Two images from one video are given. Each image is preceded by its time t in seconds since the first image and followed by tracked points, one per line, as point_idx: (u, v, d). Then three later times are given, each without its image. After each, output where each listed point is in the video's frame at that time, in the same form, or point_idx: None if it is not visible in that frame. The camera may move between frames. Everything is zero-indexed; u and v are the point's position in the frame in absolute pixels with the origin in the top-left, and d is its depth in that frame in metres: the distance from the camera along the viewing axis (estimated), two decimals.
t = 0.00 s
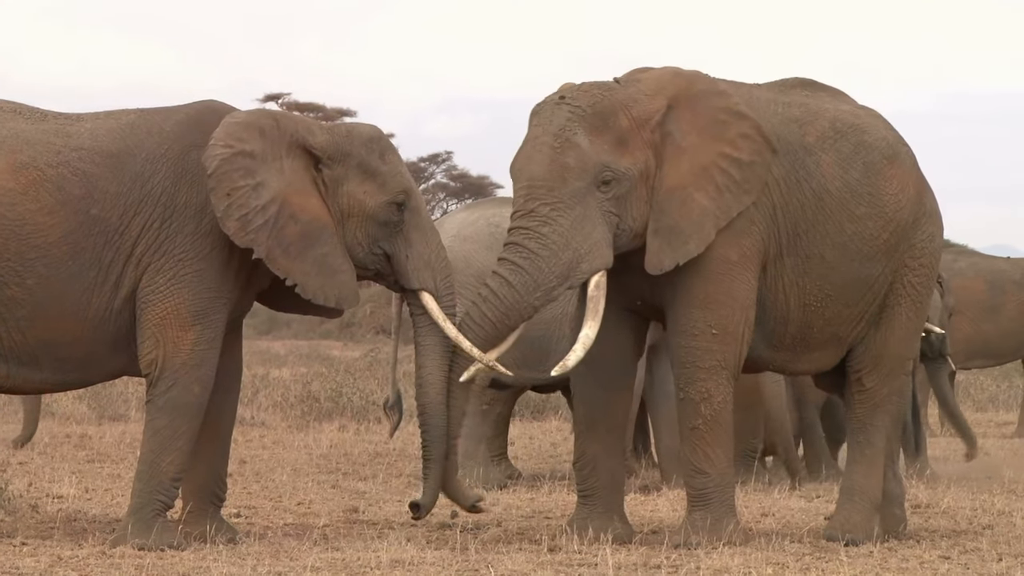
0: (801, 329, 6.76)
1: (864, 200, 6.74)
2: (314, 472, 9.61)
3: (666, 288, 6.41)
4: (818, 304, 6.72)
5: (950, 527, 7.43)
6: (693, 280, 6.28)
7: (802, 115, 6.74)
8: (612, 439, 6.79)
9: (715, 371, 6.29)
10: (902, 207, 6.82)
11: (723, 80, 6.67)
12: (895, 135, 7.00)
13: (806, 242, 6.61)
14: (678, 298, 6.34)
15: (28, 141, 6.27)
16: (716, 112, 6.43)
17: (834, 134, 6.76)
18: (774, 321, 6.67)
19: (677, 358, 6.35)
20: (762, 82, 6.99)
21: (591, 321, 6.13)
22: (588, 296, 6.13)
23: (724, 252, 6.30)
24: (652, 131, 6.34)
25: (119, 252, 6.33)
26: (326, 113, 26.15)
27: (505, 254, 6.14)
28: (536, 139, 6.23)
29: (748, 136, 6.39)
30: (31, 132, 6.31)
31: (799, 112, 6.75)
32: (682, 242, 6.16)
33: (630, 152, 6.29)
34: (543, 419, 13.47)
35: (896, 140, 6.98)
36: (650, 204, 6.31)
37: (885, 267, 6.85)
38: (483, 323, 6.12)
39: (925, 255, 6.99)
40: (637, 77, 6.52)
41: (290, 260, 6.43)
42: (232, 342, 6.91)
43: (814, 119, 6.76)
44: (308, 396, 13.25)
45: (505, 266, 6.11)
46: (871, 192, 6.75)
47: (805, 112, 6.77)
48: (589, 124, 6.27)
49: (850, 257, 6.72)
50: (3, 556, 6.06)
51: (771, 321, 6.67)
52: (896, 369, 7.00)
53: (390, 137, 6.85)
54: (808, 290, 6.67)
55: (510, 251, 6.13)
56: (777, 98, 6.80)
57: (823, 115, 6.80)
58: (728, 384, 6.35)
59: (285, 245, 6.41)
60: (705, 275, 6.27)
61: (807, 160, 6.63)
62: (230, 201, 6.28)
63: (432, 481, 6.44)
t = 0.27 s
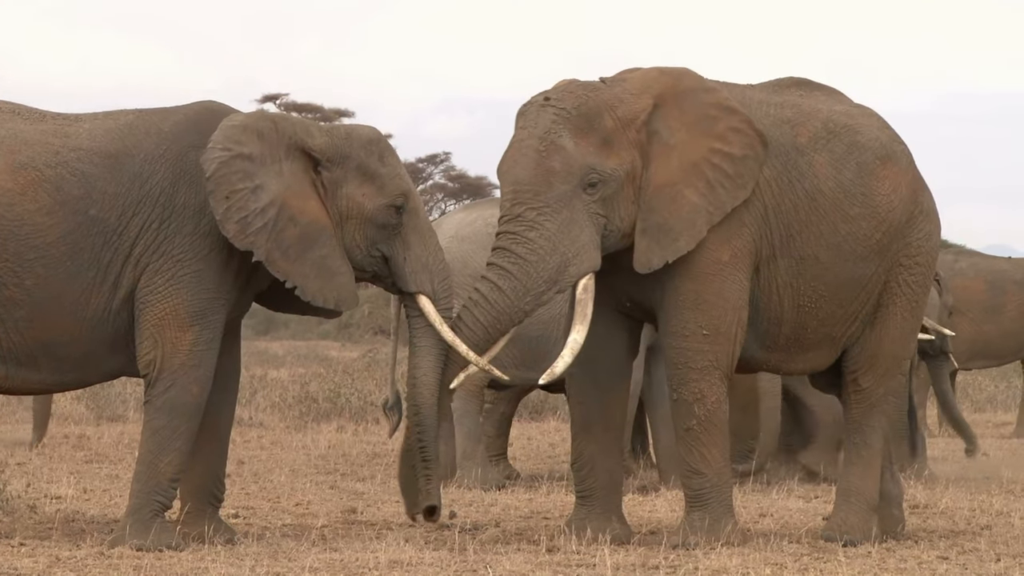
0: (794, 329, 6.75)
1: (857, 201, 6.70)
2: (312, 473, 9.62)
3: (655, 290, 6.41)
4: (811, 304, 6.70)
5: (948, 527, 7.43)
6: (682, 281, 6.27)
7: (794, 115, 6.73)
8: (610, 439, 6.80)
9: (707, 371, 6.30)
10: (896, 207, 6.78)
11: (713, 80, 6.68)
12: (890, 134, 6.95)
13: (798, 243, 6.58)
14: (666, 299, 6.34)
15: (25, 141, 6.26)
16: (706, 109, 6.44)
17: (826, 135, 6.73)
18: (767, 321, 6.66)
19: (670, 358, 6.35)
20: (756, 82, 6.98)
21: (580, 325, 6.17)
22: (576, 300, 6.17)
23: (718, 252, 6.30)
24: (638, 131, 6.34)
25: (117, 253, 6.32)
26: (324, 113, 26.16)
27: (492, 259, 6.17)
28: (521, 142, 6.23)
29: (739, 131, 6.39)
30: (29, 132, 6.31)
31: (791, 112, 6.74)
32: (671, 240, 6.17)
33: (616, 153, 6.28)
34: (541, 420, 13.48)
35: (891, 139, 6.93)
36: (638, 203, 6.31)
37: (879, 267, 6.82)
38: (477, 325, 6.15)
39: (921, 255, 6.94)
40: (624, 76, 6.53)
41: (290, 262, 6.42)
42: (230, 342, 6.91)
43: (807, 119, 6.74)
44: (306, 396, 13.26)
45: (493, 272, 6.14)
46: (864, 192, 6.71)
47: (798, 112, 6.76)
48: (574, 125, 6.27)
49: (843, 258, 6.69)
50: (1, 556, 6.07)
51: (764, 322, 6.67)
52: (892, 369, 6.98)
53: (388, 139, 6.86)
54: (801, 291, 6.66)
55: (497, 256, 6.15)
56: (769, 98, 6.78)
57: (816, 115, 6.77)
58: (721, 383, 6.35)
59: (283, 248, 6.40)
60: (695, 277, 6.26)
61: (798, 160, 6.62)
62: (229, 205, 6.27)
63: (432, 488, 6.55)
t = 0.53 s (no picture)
0: (787, 330, 6.75)
1: (848, 201, 6.68)
2: (312, 474, 9.63)
3: (643, 292, 6.42)
4: (803, 305, 6.69)
5: (947, 528, 7.44)
6: (671, 282, 6.28)
7: (784, 116, 6.73)
8: (607, 440, 6.79)
9: (701, 373, 6.29)
10: (887, 208, 6.75)
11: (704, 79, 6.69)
12: (884, 134, 6.92)
13: (789, 244, 6.57)
14: (656, 302, 6.35)
15: (25, 142, 6.27)
16: (693, 102, 6.46)
17: (817, 136, 6.71)
18: (759, 322, 6.66)
19: (662, 360, 6.35)
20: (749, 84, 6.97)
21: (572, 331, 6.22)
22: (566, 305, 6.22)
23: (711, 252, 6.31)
24: (625, 132, 6.35)
25: (117, 254, 6.32)
26: (324, 114, 26.19)
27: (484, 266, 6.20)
28: (507, 146, 6.23)
29: (728, 123, 6.40)
30: (29, 133, 6.32)
31: (782, 113, 6.74)
32: (661, 236, 6.18)
33: (603, 154, 6.30)
34: (541, 421, 13.49)
35: (886, 139, 6.90)
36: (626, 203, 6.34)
37: (871, 267, 6.80)
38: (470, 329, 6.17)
39: (916, 256, 6.91)
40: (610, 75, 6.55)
41: (289, 267, 6.42)
42: (230, 343, 6.90)
43: (798, 120, 6.73)
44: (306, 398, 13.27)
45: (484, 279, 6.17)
46: (855, 193, 6.70)
47: (789, 113, 6.76)
48: (560, 128, 6.27)
49: (835, 258, 6.68)
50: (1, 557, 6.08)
51: (757, 322, 6.67)
52: (888, 371, 6.97)
53: (390, 146, 6.87)
54: (793, 292, 6.65)
55: (489, 262, 6.18)
56: (761, 100, 6.78)
57: (807, 116, 6.76)
58: (716, 384, 6.34)
59: (283, 253, 6.40)
60: (683, 278, 6.26)
61: (788, 161, 6.60)
62: (232, 209, 6.27)
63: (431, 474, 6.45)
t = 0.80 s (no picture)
0: (778, 330, 6.73)
1: (837, 200, 6.68)
2: (312, 474, 9.63)
3: (631, 293, 6.42)
4: (794, 306, 6.68)
5: (947, 528, 7.44)
6: (658, 283, 6.27)
7: (773, 116, 6.73)
8: (605, 440, 6.79)
9: (693, 373, 6.29)
10: (877, 207, 6.75)
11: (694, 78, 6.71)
12: (875, 133, 6.93)
13: (778, 244, 6.57)
14: (644, 303, 6.34)
15: (26, 141, 6.28)
16: (680, 101, 6.51)
17: (805, 135, 6.71)
18: (750, 323, 6.65)
19: (653, 362, 6.35)
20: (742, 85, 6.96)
21: (562, 336, 6.24)
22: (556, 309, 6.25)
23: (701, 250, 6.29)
24: (610, 134, 6.38)
25: (118, 254, 6.33)
26: (324, 114, 26.19)
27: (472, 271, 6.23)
28: (493, 150, 6.27)
29: (714, 120, 6.44)
30: (30, 132, 6.32)
31: (771, 113, 6.74)
32: (649, 238, 6.22)
33: (589, 156, 6.33)
34: (540, 421, 13.49)
35: (877, 138, 6.91)
36: (612, 205, 6.36)
37: (862, 267, 6.79)
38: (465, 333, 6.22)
39: (909, 255, 6.90)
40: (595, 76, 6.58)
41: (292, 267, 6.44)
42: (231, 341, 6.89)
43: (786, 120, 6.73)
44: (305, 398, 13.28)
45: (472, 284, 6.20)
46: (844, 192, 6.70)
47: (777, 113, 6.75)
48: (546, 133, 6.31)
49: (825, 258, 6.67)
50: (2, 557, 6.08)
51: (747, 323, 6.66)
52: (883, 371, 6.96)
53: (392, 147, 6.88)
54: (784, 293, 6.64)
55: (477, 268, 6.21)
56: (750, 100, 6.79)
57: (796, 116, 6.76)
58: (709, 384, 6.34)
59: (286, 253, 6.42)
60: (673, 274, 6.25)
61: (775, 161, 6.61)
62: (239, 209, 6.27)
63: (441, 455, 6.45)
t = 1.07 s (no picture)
0: (776, 325, 6.72)
1: (833, 193, 6.70)
2: (312, 473, 9.62)
3: (625, 292, 6.42)
4: (792, 301, 6.68)
5: (947, 527, 7.43)
6: (652, 282, 6.26)
7: (766, 111, 6.76)
8: (602, 440, 6.79)
9: (689, 371, 6.29)
10: (872, 202, 6.76)
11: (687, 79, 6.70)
12: (870, 129, 6.96)
13: (774, 238, 6.57)
14: (640, 302, 6.32)
15: (27, 141, 6.27)
16: (665, 97, 6.52)
17: (798, 130, 6.75)
18: (748, 318, 6.64)
19: (649, 362, 6.35)
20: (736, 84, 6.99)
21: (547, 334, 6.26)
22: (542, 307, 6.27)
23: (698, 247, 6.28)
24: (595, 132, 6.39)
25: (119, 253, 6.33)
26: (324, 113, 26.19)
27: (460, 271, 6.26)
28: (478, 150, 6.26)
29: (700, 117, 6.47)
30: (31, 132, 6.31)
31: (763, 109, 6.78)
32: (638, 233, 6.21)
33: (574, 154, 6.34)
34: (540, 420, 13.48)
35: (872, 134, 6.94)
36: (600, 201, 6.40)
37: (859, 260, 6.79)
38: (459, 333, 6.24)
39: (906, 251, 6.90)
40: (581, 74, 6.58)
41: (300, 262, 6.42)
42: (231, 339, 6.88)
43: (780, 115, 6.77)
44: (304, 397, 13.27)
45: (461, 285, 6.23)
46: (839, 185, 6.72)
47: (769, 108, 6.79)
48: (529, 132, 6.29)
49: (822, 250, 6.68)
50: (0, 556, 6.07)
51: (745, 318, 6.64)
52: (882, 368, 6.95)
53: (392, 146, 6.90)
54: (780, 288, 6.64)
55: (466, 268, 6.24)
56: (744, 98, 6.83)
57: (789, 112, 6.80)
58: (706, 381, 6.34)
59: (293, 248, 6.39)
60: (665, 276, 6.25)
61: (770, 153, 6.63)
62: (252, 202, 6.28)
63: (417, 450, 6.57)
